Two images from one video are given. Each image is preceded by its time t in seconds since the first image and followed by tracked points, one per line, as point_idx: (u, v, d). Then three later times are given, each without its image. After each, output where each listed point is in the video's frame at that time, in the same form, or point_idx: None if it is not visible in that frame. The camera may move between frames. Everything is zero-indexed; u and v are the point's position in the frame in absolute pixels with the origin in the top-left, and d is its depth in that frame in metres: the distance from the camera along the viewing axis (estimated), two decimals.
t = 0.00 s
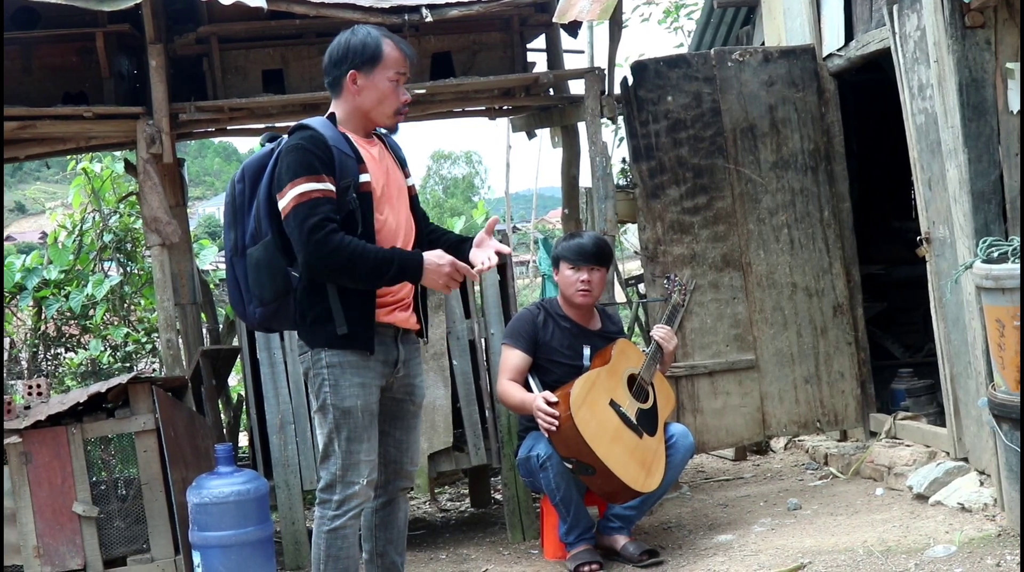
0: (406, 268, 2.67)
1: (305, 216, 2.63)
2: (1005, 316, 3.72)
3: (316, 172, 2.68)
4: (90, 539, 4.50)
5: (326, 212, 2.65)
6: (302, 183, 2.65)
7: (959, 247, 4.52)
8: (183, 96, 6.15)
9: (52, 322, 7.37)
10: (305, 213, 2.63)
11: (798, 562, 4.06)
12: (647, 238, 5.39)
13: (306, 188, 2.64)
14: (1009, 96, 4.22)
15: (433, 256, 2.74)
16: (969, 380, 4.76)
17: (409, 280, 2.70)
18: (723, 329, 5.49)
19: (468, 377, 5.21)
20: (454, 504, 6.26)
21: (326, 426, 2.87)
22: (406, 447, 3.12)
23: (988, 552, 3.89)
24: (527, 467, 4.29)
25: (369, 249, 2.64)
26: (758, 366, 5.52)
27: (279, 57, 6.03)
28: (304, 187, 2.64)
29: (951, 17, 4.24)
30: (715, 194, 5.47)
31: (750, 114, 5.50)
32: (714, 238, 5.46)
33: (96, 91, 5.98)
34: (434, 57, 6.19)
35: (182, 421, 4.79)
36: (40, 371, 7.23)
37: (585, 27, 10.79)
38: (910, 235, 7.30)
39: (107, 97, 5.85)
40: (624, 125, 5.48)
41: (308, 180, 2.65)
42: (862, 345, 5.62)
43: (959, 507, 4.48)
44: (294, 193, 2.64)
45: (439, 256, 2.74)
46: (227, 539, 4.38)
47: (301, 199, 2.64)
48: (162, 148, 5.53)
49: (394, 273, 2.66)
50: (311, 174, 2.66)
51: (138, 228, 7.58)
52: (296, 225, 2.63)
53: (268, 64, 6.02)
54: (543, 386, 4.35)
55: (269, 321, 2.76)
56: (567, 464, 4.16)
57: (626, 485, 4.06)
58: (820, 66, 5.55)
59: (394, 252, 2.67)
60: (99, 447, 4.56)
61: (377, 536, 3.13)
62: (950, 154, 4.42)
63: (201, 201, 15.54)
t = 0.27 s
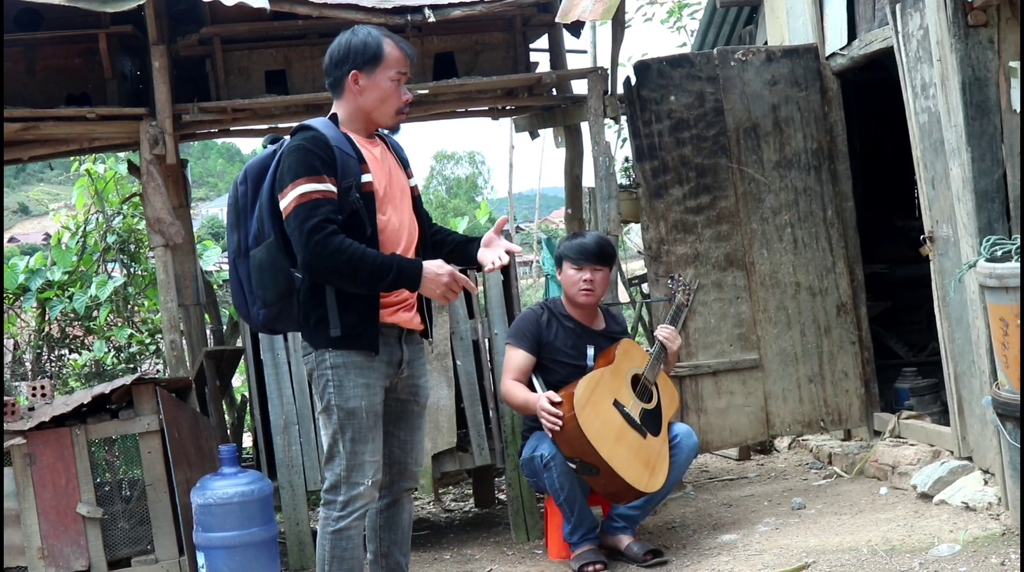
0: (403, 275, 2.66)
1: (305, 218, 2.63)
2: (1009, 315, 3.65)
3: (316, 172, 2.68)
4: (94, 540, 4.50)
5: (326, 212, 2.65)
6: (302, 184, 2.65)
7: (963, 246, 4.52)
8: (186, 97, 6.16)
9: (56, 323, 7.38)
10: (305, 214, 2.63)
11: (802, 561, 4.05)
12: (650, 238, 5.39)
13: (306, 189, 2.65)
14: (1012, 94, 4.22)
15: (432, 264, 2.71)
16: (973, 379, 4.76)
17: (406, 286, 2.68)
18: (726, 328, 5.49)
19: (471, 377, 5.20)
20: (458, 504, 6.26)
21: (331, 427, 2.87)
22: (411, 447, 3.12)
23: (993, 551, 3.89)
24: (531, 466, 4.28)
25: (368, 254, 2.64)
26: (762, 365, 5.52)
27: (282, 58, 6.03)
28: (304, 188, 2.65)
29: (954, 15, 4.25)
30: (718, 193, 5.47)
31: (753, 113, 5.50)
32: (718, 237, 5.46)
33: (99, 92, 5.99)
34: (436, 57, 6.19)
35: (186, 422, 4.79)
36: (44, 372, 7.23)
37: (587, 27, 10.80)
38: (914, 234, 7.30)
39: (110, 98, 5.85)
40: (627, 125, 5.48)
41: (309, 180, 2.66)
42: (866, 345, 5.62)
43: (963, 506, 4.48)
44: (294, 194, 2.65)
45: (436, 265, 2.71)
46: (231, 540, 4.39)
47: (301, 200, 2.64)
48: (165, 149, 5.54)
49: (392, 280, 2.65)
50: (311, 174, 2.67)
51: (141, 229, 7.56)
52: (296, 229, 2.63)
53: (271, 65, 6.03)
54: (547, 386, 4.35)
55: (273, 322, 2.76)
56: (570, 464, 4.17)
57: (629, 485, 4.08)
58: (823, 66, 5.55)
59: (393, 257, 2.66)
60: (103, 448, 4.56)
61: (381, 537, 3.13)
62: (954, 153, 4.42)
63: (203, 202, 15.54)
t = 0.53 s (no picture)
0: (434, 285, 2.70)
1: (332, 215, 2.61)
2: (1012, 316, 3.54)
3: (344, 168, 2.68)
4: (97, 541, 4.50)
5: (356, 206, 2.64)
6: (336, 179, 2.64)
7: (965, 246, 4.52)
8: (188, 98, 6.16)
9: (58, 324, 7.38)
10: (339, 207, 2.62)
11: (805, 562, 4.05)
12: (653, 239, 5.39)
13: (339, 183, 2.64)
14: (1015, 95, 4.21)
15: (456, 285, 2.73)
16: (976, 380, 4.76)
17: (433, 299, 2.72)
18: (729, 329, 5.49)
19: (474, 378, 5.21)
20: (460, 505, 6.27)
21: (336, 428, 2.86)
22: (415, 449, 3.12)
23: (996, 551, 3.89)
24: (535, 466, 4.29)
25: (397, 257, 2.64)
26: (764, 366, 5.52)
27: (284, 59, 6.04)
28: (336, 181, 2.64)
29: (956, 16, 4.25)
30: (721, 194, 5.47)
31: (755, 114, 5.51)
32: (720, 238, 5.46)
33: (101, 92, 5.99)
34: (438, 58, 6.20)
35: (188, 423, 4.79)
36: (46, 373, 7.24)
37: (590, 28, 10.80)
38: (916, 235, 7.30)
39: (113, 99, 5.85)
40: (630, 126, 5.48)
41: (341, 174, 2.65)
42: (868, 345, 5.62)
43: (966, 507, 4.48)
44: (328, 186, 2.63)
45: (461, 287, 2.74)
46: (234, 541, 4.39)
47: (335, 192, 2.63)
48: (167, 150, 5.54)
49: (422, 288, 2.68)
50: (342, 170, 2.66)
51: (144, 229, 7.56)
52: (321, 226, 2.62)
53: (274, 66, 6.03)
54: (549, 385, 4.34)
55: (277, 321, 2.76)
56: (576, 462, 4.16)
57: (636, 485, 4.07)
58: (826, 66, 5.55)
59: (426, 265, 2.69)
60: (106, 449, 4.56)
61: (391, 536, 3.12)
62: (956, 154, 4.42)
63: (206, 202, 15.54)
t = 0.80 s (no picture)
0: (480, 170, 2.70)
1: (372, 191, 2.62)
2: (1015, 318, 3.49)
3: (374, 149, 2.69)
4: (99, 541, 4.50)
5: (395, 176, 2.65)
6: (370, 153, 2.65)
7: (968, 247, 4.51)
8: (191, 99, 6.17)
9: (61, 325, 7.39)
10: (384, 171, 2.63)
11: (808, 563, 4.05)
12: (655, 239, 5.39)
13: (374, 156, 2.65)
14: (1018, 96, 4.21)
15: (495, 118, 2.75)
16: (978, 380, 4.75)
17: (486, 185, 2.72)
18: (731, 329, 5.49)
19: (476, 378, 5.21)
20: (463, 506, 6.26)
21: (352, 430, 2.84)
22: (419, 449, 3.12)
23: (998, 552, 3.88)
24: (551, 464, 4.25)
25: (443, 176, 2.64)
26: (767, 366, 5.51)
27: (286, 60, 6.04)
28: (374, 154, 2.66)
29: (959, 17, 4.25)
30: (723, 195, 5.47)
31: (758, 114, 5.50)
32: (723, 239, 5.46)
33: (104, 93, 5.99)
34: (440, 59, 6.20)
35: (191, 423, 4.79)
36: (49, 374, 7.24)
37: (592, 28, 10.79)
38: (918, 236, 7.30)
39: (115, 100, 5.86)
40: (632, 126, 5.48)
41: (374, 151, 2.66)
42: (871, 346, 5.62)
43: (969, 508, 4.48)
44: (368, 158, 2.64)
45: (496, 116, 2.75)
46: (236, 542, 4.39)
47: (374, 162, 2.64)
48: (170, 150, 5.55)
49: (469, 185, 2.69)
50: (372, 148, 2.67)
51: (146, 230, 7.60)
52: (370, 204, 2.63)
53: (276, 66, 6.03)
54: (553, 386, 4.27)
55: (292, 321, 2.75)
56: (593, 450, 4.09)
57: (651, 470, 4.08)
58: (828, 67, 5.55)
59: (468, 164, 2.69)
60: (108, 450, 4.56)
61: (393, 538, 3.12)
62: (959, 154, 4.42)
63: (208, 203, 15.54)
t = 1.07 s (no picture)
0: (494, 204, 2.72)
1: (376, 208, 2.61)
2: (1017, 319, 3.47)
3: (382, 158, 2.68)
4: (101, 541, 4.50)
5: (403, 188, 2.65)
6: (380, 165, 2.65)
7: (970, 248, 4.51)
8: (194, 99, 6.17)
9: (63, 325, 7.39)
10: (388, 188, 2.62)
11: (810, 564, 4.05)
12: (657, 240, 5.38)
13: (382, 168, 2.64)
14: (1021, 97, 4.20)
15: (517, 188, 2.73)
16: (980, 382, 4.75)
17: (498, 220, 2.73)
18: (734, 330, 5.49)
19: (479, 378, 5.22)
20: (465, 506, 6.26)
21: (356, 430, 2.83)
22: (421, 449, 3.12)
23: (1000, 553, 3.88)
24: (559, 463, 4.22)
25: (444, 219, 2.64)
26: (769, 367, 5.51)
27: (289, 60, 6.03)
28: (381, 167, 2.64)
29: (962, 18, 4.24)
30: (725, 195, 5.47)
31: (760, 115, 5.50)
32: (724, 240, 5.46)
33: (106, 93, 6.00)
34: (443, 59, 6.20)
35: (193, 424, 4.79)
36: (51, 374, 7.25)
37: (595, 29, 10.79)
38: (921, 237, 7.30)
39: (118, 100, 5.86)
40: (634, 127, 5.48)
41: (383, 162, 2.66)
42: (873, 347, 5.62)
43: (971, 509, 4.49)
44: (375, 171, 2.63)
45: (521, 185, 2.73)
46: (238, 542, 4.39)
47: (381, 175, 2.63)
48: (172, 151, 5.55)
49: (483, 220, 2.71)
50: (382, 159, 2.67)
51: (149, 230, 7.59)
52: (368, 220, 2.63)
53: (279, 66, 6.03)
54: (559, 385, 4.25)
55: (295, 323, 2.77)
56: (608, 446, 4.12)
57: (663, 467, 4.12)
58: (830, 68, 5.54)
59: (479, 198, 2.71)
60: (110, 450, 4.56)
61: (389, 538, 3.12)
62: (961, 155, 4.42)
63: (211, 204, 15.54)
